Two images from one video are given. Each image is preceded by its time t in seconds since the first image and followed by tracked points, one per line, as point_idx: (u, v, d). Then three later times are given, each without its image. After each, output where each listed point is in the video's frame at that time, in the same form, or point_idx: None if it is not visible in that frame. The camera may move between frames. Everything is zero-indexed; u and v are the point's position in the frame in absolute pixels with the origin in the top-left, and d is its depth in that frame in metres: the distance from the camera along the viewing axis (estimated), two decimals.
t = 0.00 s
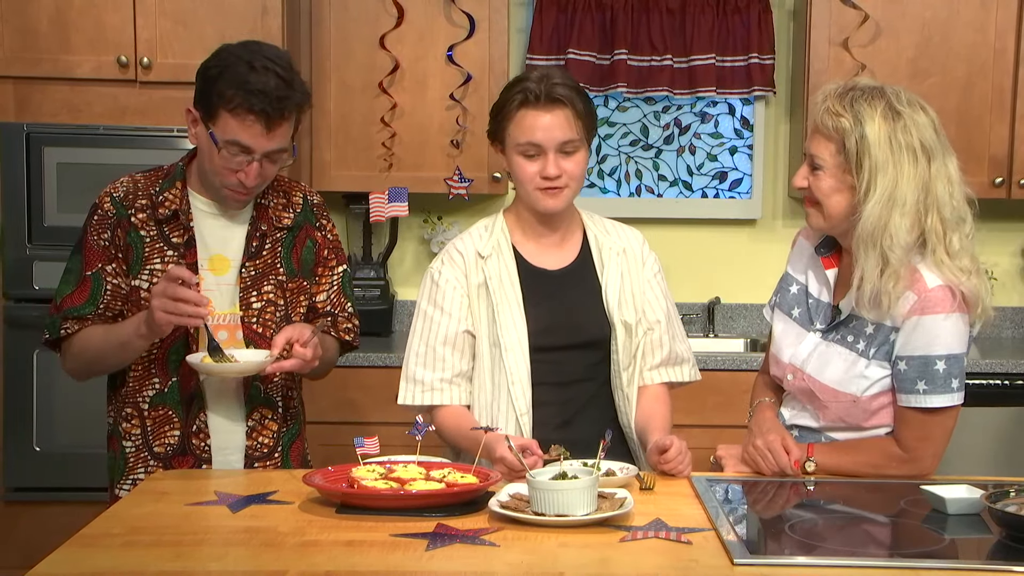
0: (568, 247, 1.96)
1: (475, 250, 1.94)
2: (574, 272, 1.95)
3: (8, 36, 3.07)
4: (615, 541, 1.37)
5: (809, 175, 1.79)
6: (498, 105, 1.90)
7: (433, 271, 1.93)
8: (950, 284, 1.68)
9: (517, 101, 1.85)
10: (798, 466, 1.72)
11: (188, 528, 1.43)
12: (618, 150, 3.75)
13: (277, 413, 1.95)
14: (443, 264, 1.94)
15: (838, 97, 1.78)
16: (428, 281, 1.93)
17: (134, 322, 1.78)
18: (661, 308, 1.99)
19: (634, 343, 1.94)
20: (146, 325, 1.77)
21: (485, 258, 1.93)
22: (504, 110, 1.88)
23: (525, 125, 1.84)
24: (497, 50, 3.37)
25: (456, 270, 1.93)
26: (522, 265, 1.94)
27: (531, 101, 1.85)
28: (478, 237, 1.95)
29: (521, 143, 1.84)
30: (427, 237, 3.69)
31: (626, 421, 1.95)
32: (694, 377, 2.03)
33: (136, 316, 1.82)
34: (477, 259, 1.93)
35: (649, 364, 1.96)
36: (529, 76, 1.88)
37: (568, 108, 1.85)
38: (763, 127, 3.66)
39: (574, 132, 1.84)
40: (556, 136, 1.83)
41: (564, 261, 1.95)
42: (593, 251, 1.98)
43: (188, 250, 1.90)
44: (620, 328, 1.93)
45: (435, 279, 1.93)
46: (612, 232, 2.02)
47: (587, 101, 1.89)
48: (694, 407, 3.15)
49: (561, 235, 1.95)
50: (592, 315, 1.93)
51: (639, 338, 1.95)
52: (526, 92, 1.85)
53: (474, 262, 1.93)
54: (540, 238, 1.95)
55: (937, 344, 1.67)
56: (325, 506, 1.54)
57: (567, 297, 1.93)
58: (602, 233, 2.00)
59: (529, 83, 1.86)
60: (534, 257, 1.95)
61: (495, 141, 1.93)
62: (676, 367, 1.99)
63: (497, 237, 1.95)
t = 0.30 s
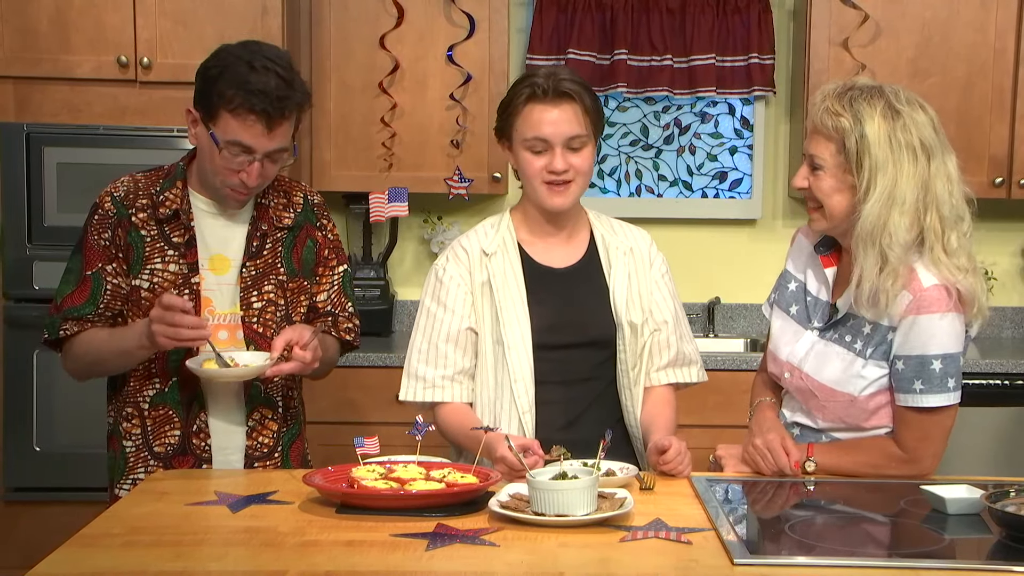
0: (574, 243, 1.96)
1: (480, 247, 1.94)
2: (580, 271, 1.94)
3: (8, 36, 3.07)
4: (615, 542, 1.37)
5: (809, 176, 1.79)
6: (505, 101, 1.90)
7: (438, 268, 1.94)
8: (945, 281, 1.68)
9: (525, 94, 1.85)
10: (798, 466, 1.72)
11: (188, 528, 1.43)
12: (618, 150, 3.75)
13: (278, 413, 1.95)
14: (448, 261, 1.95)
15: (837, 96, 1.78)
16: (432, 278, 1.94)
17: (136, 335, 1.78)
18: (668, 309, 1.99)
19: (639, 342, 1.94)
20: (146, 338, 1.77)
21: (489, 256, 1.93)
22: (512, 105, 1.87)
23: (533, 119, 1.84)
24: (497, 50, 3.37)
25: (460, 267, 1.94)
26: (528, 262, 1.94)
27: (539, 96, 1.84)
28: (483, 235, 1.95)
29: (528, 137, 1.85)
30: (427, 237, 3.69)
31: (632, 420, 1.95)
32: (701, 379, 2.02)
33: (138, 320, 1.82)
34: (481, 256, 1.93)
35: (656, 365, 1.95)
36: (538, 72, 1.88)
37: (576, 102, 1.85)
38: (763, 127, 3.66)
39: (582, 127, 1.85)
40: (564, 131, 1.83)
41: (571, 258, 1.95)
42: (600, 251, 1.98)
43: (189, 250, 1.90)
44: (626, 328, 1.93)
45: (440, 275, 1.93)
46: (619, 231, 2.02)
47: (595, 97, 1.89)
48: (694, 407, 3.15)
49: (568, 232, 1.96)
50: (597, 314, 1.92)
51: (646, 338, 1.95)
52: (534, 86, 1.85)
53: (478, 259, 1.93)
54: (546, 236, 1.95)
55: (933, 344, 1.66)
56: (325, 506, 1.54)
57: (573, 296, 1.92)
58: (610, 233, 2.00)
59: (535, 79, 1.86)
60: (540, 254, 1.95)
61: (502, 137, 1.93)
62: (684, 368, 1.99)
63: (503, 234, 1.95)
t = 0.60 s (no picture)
0: (576, 240, 1.96)
1: (481, 245, 1.94)
2: (583, 270, 1.94)
3: (8, 36, 3.07)
4: (615, 541, 1.37)
5: (837, 175, 1.77)
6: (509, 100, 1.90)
7: (440, 266, 1.95)
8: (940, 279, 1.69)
9: (531, 92, 1.85)
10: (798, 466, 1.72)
11: (188, 528, 1.43)
12: (618, 150, 3.75)
13: (278, 412, 1.95)
14: (449, 260, 1.95)
15: (867, 94, 1.79)
16: (434, 277, 1.94)
17: (131, 333, 1.77)
18: (671, 308, 1.98)
19: (643, 340, 1.95)
20: (141, 335, 1.76)
21: (490, 254, 1.93)
22: (517, 103, 1.88)
23: (539, 118, 1.84)
24: (497, 50, 3.37)
25: (462, 266, 1.94)
26: (529, 261, 1.94)
27: (545, 94, 1.84)
28: (484, 234, 1.95)
29: (534, 135, 1.85)
30: (427, 237, 3.69)
31: (634, 419, 1.96)
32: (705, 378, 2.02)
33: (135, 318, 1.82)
34: (482, 254, 1.93)
35: (659, 364, 1.96)
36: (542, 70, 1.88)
37: (582, 101, 1.85)
38: (763, 127, 3.66)
39: (587, 126, 1.85)
40: (570, 129, 1.84)
41: (575, 255, 1.95)
42: (602, 249, 1.98)
43: (188, 250, 1.90)
44: (629, 326, 1.93)
45: (441, 273, 1.93)
46: (621, 231, 2.02)
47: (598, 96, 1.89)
48: (694, 407, 3.15)
49: (570, 230, 1.95)
50: (600, 313, 1.92)
51: (649, 337, 1.95)
52: (540, 84, 1.85)
53: (480, 258, 1.93)
54: (548, 234, 1.95)
55: (921, 344, 1.66)
56: (324, 506, 1.54)
57: (575, 294, 1.92)
58: (612, 230, 2.00)
59: (541, 77, 1.86)
60: (539, 253, 1.95)
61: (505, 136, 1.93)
62: (687, 367, 1.99)
63: (505, 232, 1.95)
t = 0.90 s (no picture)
0: (574, 240, 1.97)
1: (481, 245, 1.94)
2: (582, 270, 1.95)
3: (9, 37, 3.07)
4: (615, 541, 1.37)
5: (844, 175, 1.77)
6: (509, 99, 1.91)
7: (439, 266, 1.95)
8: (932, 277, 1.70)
9: (532, 88, 1.86)
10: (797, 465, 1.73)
11: (189, 527, 1.43)
12: (618, 150, 3.75)
13: (278, 412, 1.96)
14: (449, 260, 1.95)
15: (880, 95, 1.79)
16: (433, 277, 1.95)
17: (134, 332, 1.77)
18: (670, 307, 1.99)
19: (641, 339, 1.95)
20: (145, 335, 1.76)
21: (489, 254, 1.93)
22: (518, 100, 1.88)
23: (540, 115, 1.85)
24: (496, 50, 3.38)
25: (461, 266, 1.94)
26: (529, 261, 1.94)
27: (546, 90, 1.85)
28: (484, 233, 1.96)
29: (534, 131, 1.85)
30: (427, 237, 3.70)
31: (634, 419, 1.96)
32: (704, 378, 2.02)
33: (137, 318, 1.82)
34: (482, 254, 1.94)
35: (657, 363, 1.97)
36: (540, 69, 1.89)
37: (583, 99, 1.86)
38: (762, 127, 3.67)
39: (587, 124, 1.85)
40: (572, 127, 1.84)
41: (574, 256, 1.96)
42: (601, 249, 1.98)
43: (189, 250, 1.91)
44: (628, 326, 1.93)
45: (440, 274, 1.94)
46: (620, 231, 2.02)
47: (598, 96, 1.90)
48: (693, 407, 3.16)
49: (569, 230, 1.96)
50: (599, 313, 1.93)
51: (648, 336, 1.96)
52: (542, 81, 1.86)
53: (479, 258, 1.94)
54: (548, 233, 1.96)
55: (915, 345, 1.66)
56: (325, 506, 1.55)
57: (574, 294, 1.93)
58: (610, 230, 2.00)
59: (542, 74, 1.87)
60: (537, 252, 1.95)
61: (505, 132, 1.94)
62: (685, 366, 2.00)
63: (505, 232, 1.96)
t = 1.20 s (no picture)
0: (572, 240, 1.98)
1: (480, 245, 1.95)
2: (582, 272, 1.96)
3: (10, 37, 3.08)
4: (615, 540, 1.38)
5: (815, 173, 1.80)
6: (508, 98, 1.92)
7: (438, 265, 1.95)
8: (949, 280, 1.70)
9: (532, 89, 1.87)
10: (797, 466, 1.73)
11: (190, 527, 1.44)
12: (617, 151, 3.76)
13: (279, 413, 1.97)
14: (448, 260, 1.96)
15: (848, 93, 1.80)
16: (432, 277, 1.95)
17: (138, 342, 1.78)
18: (666, 306, 2.00)
19: (638, 339, 1.96)
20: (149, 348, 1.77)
21: (489, 254, 1.94)
22: (516, 101, 1.89)
23: (539, 115, 1.85)
24: (496, 50, 3.38)
25: (460, 266, 1.95)
26: (528, 261, 1.95)
27: (546, 91, 1.86)
28: (483, 234, 1.97)
29: (534, 132, 1.86)
30: (428, 237, 3.70)
31: (630, 418, 1.97)
32: (700, 377, 2.04)
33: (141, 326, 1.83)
34: (481, 254, 1.94)
35: (654, 362, 1.97)
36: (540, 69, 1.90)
37: (583, 100, 1.86)
38: (761, 127, 3.68)
39: (587, 124, 1.86)
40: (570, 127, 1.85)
41: (571, 256, 1.97)
42: (599, 250, 1.99)
43: (189, 250, 1.91)
44: (625, 325, 1.94)
45: (440, 273, 1.94)
46: (617, 230, 2.03)
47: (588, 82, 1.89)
48: (693, 407, 3.16)
49: (568, 230, 1.97)
50: (598, 313, 1.93)
51: (644, 336, 1.96)
52: (541, 82, 1.86)
53: (478, 258, 1.94)
54: (547, 233, 1.96)
55: (931, 346, 1.67)
56: (325, 505, 1.55)
57: (571, 294, 1.94)
58: (606, 230, 2.01)
59: (542, 74, 1.87)
60: (539, 253, 1.96)
61: (504, 133, 1.95)
62: (680, 364, 2.01)
63: (503, 231, 1.97)
